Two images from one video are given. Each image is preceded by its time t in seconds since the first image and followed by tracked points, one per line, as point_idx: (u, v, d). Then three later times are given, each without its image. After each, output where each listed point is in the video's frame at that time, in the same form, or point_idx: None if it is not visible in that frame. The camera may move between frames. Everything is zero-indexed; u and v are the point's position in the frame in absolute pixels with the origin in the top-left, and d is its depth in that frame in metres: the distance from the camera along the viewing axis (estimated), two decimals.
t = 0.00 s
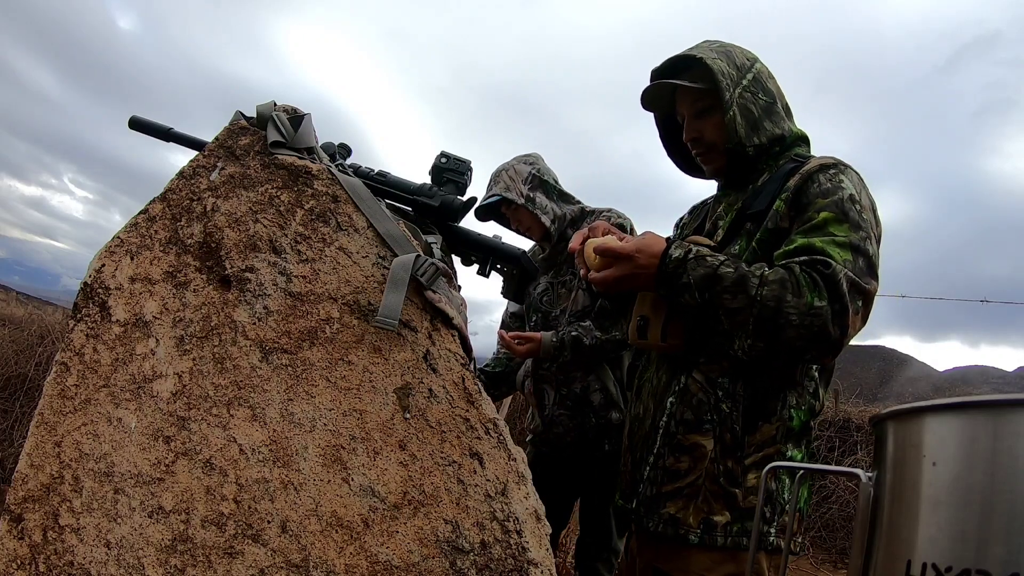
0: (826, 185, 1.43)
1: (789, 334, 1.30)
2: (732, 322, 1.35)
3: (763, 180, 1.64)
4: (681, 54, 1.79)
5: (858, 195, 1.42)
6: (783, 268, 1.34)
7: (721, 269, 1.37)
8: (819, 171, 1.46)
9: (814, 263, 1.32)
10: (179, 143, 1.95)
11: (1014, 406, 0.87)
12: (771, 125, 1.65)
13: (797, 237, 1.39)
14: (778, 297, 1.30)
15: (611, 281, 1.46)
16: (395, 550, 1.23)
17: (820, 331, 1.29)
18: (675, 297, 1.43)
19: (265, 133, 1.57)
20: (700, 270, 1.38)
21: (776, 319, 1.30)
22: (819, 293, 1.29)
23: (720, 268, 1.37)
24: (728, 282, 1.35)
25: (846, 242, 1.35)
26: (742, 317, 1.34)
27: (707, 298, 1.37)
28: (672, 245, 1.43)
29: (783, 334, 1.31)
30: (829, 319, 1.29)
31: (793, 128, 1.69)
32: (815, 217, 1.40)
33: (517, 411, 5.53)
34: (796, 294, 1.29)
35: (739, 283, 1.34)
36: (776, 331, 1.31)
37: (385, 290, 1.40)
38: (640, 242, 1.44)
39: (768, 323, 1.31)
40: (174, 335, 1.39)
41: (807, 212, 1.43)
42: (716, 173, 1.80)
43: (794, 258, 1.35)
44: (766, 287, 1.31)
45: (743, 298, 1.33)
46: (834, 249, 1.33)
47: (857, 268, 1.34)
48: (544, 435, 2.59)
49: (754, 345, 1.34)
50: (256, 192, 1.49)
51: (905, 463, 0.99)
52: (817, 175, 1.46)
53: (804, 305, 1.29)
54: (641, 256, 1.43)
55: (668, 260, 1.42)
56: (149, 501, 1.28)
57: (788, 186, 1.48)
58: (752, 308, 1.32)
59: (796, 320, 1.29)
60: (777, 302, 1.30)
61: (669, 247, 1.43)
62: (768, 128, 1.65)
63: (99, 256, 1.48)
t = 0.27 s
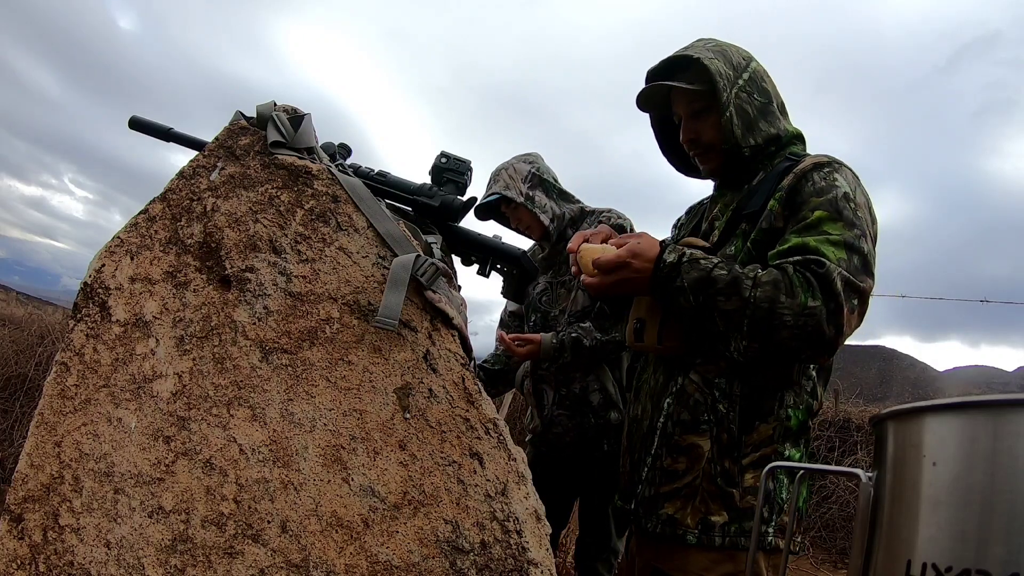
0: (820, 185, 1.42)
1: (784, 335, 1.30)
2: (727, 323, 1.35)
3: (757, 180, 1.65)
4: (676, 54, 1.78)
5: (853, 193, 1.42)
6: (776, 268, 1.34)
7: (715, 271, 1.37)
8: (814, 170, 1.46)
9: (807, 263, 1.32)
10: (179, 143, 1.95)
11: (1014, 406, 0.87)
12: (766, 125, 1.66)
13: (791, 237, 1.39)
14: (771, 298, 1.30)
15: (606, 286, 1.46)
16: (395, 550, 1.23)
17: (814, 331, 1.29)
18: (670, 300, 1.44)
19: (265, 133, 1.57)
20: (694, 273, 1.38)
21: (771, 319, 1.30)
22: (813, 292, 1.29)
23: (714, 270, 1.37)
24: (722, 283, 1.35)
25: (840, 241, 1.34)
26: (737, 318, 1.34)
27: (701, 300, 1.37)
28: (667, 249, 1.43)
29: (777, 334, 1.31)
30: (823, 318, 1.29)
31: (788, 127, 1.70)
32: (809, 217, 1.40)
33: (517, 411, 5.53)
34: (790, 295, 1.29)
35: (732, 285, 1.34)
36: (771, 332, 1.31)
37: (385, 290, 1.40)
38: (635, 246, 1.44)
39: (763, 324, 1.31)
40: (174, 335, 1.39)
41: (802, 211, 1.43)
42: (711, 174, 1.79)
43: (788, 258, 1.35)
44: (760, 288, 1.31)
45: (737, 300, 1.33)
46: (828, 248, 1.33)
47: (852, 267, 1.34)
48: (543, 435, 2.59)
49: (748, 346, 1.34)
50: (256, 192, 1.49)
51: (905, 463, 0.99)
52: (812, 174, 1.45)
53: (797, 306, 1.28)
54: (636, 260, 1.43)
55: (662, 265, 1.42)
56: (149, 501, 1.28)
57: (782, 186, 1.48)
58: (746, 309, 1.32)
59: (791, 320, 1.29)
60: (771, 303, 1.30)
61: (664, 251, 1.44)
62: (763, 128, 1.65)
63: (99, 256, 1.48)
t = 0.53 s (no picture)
0: (821, 184, 1.42)
1: (784, 334, 1.30)
2: (727, 323, 1.36)
3: (758, 180, 1.65)
4: (675, 55, 1.78)
5: (854, 193, 1.42)
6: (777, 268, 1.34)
7: (717, 269, 1.37)
8: (815, 170, 1.46)
9: (808, 263, 1.32)
10: (179, 143, 1.95)
11: (1014, 406, 0.87)
12: (767, 126, 1.66)
13: (792, 236, 1.39)
14: (772, 296, 1.30)
15: (606, 276, 1.46)
16: (395, 550, 1.23)
17: (814, 331, 1.29)
18: (670, 299, 1.43)
19: (265, 133, 1.57)
20: (695, 270, 1.38)
21: (771, 318, 1.30)
22: (813, 291, 1.29)
23: (715, 269, 1.37)
24: (723, 283, 1.35)
25: (841, 241, 1.34)
26: (737, 318, 1.34)
27: (703, 298, 1.38)
28: (669, 246, 1.44)
29: (777, 334, 1.31)
30: (824, 317, 1.29)
31: (789, 127, 1.70)
32: (810, 216, 1.40)
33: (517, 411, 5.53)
34: (791, 294, 1.29)
35: (734, 283, 1.34)
36: (771, 330, 1.31)
37: (385, 290, 1.40)
38: (638, 239, 1.45)
39: (763, 323, 1.31)
40: (174, 335, 1.39)
41: (803, 211, 1.43)
42: (713, 174, 1.79)
43: (789, 258, 1.35)
44: (760, 288, 1.31)
45: (738, 299, 1.33)
46: (829, 248, 1.33)
47: (853, 266, 1.33)
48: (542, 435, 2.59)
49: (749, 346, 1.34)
50: (256, 192, 1.49)
51: (905, 463, 0.99)
52: (813, 174, 1.45)
53: (798, 304, 1.29)
54: (638, 253, 1.43)
55: (664, 262, 1.42)
56: (149, 501, 1.28)
57: (783, 186, 1.48)
58: (747, 309, 1.33)
59: (791, 319, 1.29)
60: (772, 301, 1.30)
61: (665, 248, 1.44)
62: (764, 129, 1.65)
63: (99, 256, 1.48)
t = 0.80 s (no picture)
0: (823, 185, 1.43)
1: (784, 335, 1.30)
2: (728, 324, 1.36)
3: (760, 180, 1.65)
4: (677, 56, 1.78)
5: (856, 194, 1.42)
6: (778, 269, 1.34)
7: (718, 270, 1.37)
8: (817, 171, 1.46)
9: (808, 263, 1.32)
10: (179, 143, 1.95)
11: (1014, 406, 0.86)
12: (770, 126, 1.66)
13: (793, 236, 1.39)
14: (773, 297, 1.30)
15: (610, 276, 1.45)
16: (395, 550, 1.23)
17: (815, 331, 1.29)
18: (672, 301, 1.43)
19: (265, 133, 1.57)
20: (697, 273, 1.39)
21: (772, 319, 1.30)
22: (814, 292, 1.29)
23: (716, 270, 1.37)
24: (724, 284, 1.35)
25: (842, 241, 1.34)
26: (738, 319, 1.34)
27: (704, 300, 1.38)
28: (670, 250, 1.44)
29: (778, 335, 1.31)
30: (824, 318, 1.29)
31: (792, 128, 1.69)
32: (811, 217, 1.40)
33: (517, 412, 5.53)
34: (792, 295, 1.29)
35: (735, 285, 1.34)
36: (773, 331, 1.31)
37: (385, 290, 1.40)
38: (642, 242, 1.46)
39: (764, 324, 1.31)
40: (174, 335, 1.39)
41: (804, 212, 1.43)
42: (715, 174, 1.80)
43: (790, 259, 1.35)
44: (761, 289, 1.31)
45: (739, 300, 1.34)
46: (829, 248, 1.33)
47: (853, 267, 1.33)
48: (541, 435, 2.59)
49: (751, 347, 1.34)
50: (256, 192, 1.49)
51: (905, 463, 0.99)
52: (815, 175, 1.46)
53: (799, 305, 1.29)
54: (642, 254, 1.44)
55: (665, 264, 1.42)
56: (149, 501, 1.28)
57: (785, 187, 1.48)
58: (748, 310, 1.33)
59: (792, 320, 1.29)
60: (773, 302, 1.30)
61: (666, 251, 1.44)
62: (767, 129, 1.65)
63: (99, 256, 1.48)
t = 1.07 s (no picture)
0: (824, 186, 1.43)
1: (786, 336, 1.30)
2: (730, 326, 1.36)
3: (761, 181, 1.65)
4: (679, 56, 1.78)
5: (857, 195, 1.42)
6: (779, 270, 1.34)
7: (718, 273, 1.37)
8: (818, 171, 1.46)
9: (809, 265, 1.32)
10: (179, 143, 1.95)
11: (1014, 406, 0.87)
12: (772, 127, 1.66)
13: (794, 237, 1.39)
14: (775, 298, 1.30)
15: (611, 280, 1.44)
16: (395, 550, 1.23)
17: (817, 333, 1.29)
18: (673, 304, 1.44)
19: (265, 133, 1.57)
20: (697, 276, 1.39)
21: (773, 321, 1.30)
22: (815, 294, 1.29)
23: (717, 272, 1.37)
24: (726, 285, 1.35)
25: (843, 242, 1.35)
26: (740, 321, 1.34)
27: (706, 302, 1.38)
28: (671, 255, 1.44)
29: (779, 336, 1.31)
30: (826, 320, 1.29)
31: (793, 129, 1.69)
32: (813, 218, 1.40)
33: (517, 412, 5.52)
34: (793, 296, 1.29)
35: (736, 287, 1.34)
36: (774, 333, 1.31)
37: (385, 290, 1.40)
38: (642, 246, 1.46)
39: (766, 326, 1.31)
40: (174, 336, 1.39)
41: (806, 212, 1.43)
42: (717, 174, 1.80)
43: (792, 259, 1.35)
44: (762, 290, 1.31)
45: (740, 301, 1.34)
46: (831, 249, 1.33)
47: (854, 268, 1.34)
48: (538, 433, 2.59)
49: (752, 348, 1.34)
50: (256, 192, 1.49)
51: (905, 463, 0.99)
52: (816, 175, 1.46)
53: (800, 306, 1.29)
54: (642, 258, 1.44)
55: (667, 268, 1.43)
56: (149, 501, 1.28)
57: (786, 187, 1.48)
58: (749, 311, 1.33)
59: (794, 321, 1.29)
60: (775, 303, 1.30)
61: (667, 256, 1.45)
62: (769, 130, 1.65)
63: (99, 256, 1.48)
